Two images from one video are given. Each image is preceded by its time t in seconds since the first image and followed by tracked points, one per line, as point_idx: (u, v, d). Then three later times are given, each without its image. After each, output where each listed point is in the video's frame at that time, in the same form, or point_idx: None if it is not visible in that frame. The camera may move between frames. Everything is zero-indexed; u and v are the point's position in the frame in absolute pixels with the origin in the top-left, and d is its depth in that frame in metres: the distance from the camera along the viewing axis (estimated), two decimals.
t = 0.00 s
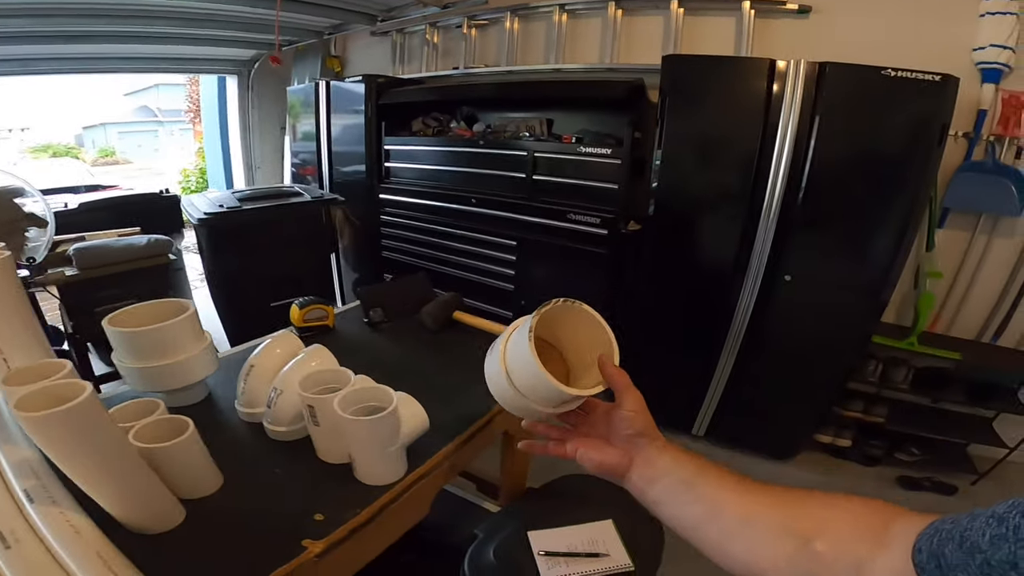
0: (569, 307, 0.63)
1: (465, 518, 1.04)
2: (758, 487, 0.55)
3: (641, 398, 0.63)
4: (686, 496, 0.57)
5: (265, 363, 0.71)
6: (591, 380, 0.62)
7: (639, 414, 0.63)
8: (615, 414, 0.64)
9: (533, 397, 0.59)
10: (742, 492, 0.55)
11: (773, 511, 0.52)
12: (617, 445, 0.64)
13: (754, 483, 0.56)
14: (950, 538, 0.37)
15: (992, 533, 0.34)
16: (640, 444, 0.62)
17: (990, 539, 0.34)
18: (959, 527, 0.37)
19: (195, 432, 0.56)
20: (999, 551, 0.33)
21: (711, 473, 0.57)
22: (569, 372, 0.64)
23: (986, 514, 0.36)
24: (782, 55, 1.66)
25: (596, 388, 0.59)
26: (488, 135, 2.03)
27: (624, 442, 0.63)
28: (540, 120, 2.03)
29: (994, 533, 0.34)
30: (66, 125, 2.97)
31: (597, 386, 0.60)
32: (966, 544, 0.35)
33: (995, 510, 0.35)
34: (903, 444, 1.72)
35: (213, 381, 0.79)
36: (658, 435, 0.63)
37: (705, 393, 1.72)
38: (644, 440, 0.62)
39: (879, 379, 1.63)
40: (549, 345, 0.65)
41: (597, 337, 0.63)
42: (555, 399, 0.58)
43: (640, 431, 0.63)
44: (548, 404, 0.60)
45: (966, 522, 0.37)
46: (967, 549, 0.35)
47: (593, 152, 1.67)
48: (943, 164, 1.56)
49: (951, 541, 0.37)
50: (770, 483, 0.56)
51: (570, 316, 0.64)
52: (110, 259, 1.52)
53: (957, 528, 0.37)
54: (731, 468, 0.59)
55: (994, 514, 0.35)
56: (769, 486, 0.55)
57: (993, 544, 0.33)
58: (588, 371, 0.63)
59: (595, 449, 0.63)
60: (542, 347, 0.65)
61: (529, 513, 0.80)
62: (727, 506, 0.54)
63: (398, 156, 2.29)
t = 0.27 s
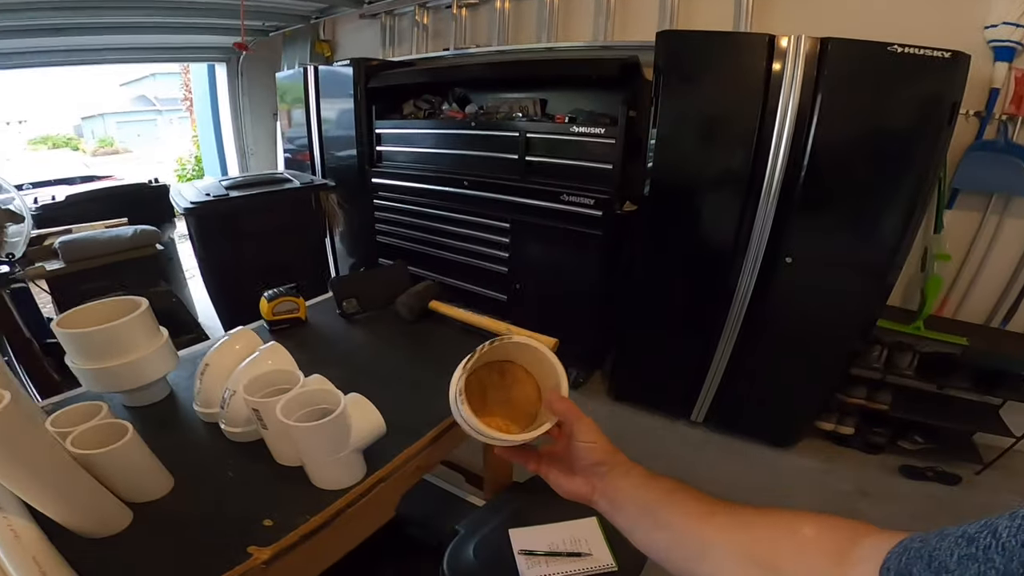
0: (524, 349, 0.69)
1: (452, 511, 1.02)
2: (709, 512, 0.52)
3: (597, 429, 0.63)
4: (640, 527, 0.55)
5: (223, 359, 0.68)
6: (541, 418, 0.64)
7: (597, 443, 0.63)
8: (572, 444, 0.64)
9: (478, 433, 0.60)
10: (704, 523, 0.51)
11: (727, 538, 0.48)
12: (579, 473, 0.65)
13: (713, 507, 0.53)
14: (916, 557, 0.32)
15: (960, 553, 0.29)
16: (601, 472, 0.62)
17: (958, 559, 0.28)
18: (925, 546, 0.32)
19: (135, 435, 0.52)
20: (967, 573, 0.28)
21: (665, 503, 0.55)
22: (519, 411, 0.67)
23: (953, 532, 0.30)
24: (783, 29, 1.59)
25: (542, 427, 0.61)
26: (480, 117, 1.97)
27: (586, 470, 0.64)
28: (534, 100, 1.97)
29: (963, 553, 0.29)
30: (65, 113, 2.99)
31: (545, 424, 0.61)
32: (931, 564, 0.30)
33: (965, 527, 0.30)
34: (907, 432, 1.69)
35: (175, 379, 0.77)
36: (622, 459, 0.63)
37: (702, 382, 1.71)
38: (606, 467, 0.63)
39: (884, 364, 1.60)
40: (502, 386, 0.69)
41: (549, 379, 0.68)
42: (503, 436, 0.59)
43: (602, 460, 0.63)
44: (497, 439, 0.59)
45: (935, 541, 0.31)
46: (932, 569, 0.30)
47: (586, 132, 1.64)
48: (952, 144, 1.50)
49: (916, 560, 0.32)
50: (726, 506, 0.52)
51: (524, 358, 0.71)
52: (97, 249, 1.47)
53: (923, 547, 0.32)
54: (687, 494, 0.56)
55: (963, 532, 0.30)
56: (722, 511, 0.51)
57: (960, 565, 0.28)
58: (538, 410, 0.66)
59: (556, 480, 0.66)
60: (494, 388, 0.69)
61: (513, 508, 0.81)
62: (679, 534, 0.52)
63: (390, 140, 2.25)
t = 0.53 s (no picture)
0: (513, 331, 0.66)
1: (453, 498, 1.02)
2: (691, 496, 0.56)
3: (590, 416, 0.64)
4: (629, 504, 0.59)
5: (202, 345, 0.68)
6: (536, 401, 0.62)
7: (588, 429, 0.63)
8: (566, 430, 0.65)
9: (474, 419, 0.59)
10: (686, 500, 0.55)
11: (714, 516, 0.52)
12: (573, 458, 0.67)
13: (693, 492, 0.56)
14: (900, 532, 0.33)
15: (944, 531, 0.30)
16: (595, 458, 0.64)
17: (943, 537, 0.29)
18: (910, 522, 0.33)
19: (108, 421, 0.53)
20: (950, 549, 0.29)
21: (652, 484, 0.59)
22: (517, 394, 0.65)
23: (940, 509, 0.31)
24: None
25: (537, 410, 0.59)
26: (494, 97, 1.92)
27: (578, 455, 0.66)
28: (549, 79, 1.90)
29: (947, 531, 0.29)
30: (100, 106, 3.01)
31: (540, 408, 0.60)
32: (916, 540, 0.31)
33: (950, 505, 0.31)
34: (940, 427, 1.59)
35: (164, 365, 0.78)
36: (615, 443, 0.64)
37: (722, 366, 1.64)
38: (599, 453, 0.64)
39: (919, 354, 1.50)
40: (499, 370, 0.67)
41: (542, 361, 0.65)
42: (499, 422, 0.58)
43: (595, 446, 0.63)
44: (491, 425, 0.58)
45: (918, 517, 0.33)
46: (915, 545, 0.31)
47: (601, 111, 1.57)
48: (997, 124, 1.39)
49: (900, 536, 0.33)
50: (712, 490, 0.55)
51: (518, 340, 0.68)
52: (119, 235, 1.47)
53: (908, 522, 0.33)
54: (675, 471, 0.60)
55: (948, 510, 0.31)
56: (711, 492, 0.55)
57: (945, 543, 0.29)
58: (534, 392, 0.64)
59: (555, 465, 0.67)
60: (491, 372, 0.67)
61: (508, 502, 0.86)
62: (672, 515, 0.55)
63: (403, 123, 2.22)
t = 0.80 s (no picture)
0: (527, 310, 0.63)
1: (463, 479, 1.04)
2: (692, 472, 0.54)
3: (608, 397, 0.63)
4: (635, 482, 0.58)
5: (200, 326, 0.69)
6: (552, 379, 0.60)
7: (607, 410, 0.63)
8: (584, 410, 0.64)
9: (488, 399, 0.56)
10: (683, 478, 0.54)
11: (712, 493, 0.51)
12: (588, 440, 0.66)
13: (693, 468, 0.55)
14: (896, 512, 0.32)
15: (942, 513, 0.29)
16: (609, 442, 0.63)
17: (940, 519, 0.29)
18: (906, 501, 0.32)
19: (102, 398, 0.55)
20: (946, 533, 0.28)
21: (659, 462, 0.57)
22: (531, 373, 0.62)
23: (937, 489, 0.30)
24: None
25: (555, 387, 0.58)
26: (513, 73, 1.86)
27: (594, 437, 0.65)
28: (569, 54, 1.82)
29: (945, 514, 0.28)
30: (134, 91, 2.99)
31: (558, 385, 0.58)
32: (913, 521, 0.30)
33: (948, 485, 0.30)
34: (978, 419, 1.50)
35: (169, 345, 0.82)
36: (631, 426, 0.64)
37: (750, 348, 1.57)
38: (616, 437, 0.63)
39: (962, 342, 1.41)
40: (512, 349, 0.64)
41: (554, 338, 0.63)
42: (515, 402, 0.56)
43: (612, 428, 0.63)
44: (505, 405, 0.55)
45: (918, 496, 0.32)
46: (913, 527, 0.30)
47: (622, 86, 1.50)
48: None
49: (896, 515, 0.32)
50: (709, 469, 0.54)
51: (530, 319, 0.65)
52: (149, 215, 1.51)
53: (905, 502, 0.32)
54: (679, 450, 0.59)
55: (946, 490, 0.30)
56: (707, 469, 0.54)
57: (942, 526, 0.28)
58: (548, 370, 0.62)
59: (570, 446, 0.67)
60: (504, 352, 0.64)
61: (512, 487, 0.86)
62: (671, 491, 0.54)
63: (422, 102, 2.20)
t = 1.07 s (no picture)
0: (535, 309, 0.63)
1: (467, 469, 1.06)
2: (689, 466, 0.55)
3: (611, 393, 0.62)
4: (629, 476, 0.59)
5: (210, 317, 0.72)
6: (561, 377, 0.60)
7: (609, 406, 0.63)
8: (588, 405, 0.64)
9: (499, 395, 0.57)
10: (677, 473, 0.55)
11: (703, 489, 0.51)
12: (592, 434, 0.67)
13: (695, 461, 0.55)
14: (876, 516, 0.31)
15: (918, 520, 0.27)
16: (611, 437, 0.64)
17: (916, 527, 0.27)
18: (887, 506, 0.31)
19: (116, 386, 0.58)
20: (920, 541, 0.27)
21: (655, 455, 0.58)
22: (541, 369, 0.61)
23: (919, 495, 0.29)
24: None
25: (563, 387, 0.58)
26: (523, 67, 1.86)
27: (597, 432, 0.65)
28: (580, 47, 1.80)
29: (921, 522, 0.27)
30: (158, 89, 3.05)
31: (564, 382, 0.59)
32: (890, 527, 0.29)
33: (931, 492, 0.29)
34: (997, 417, 1.46)
35: (182, 334, 0.85)
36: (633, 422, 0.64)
37: (762, 343, 1.56)
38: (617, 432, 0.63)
39: (981, 337, 1.39)
40: (524, 345, 0.63)
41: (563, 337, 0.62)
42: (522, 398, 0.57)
43: (615, 424, 0.63)
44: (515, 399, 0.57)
45: (899, 502, 0.30)
46: (889, 533, 0.29)
47: (630, 78, 1.49)
48: None
49: (875, 520, 0.31)
50: (706, 463, 0.54)
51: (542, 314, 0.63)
52: (167, 211, 1.53)
53: (885, 507, 0.31)
54: (677, 445, 0.60)
55: (927, 497, 0.28)
56: (704, 463, 0.54)
57: (916, 534, 0.27)
58: (558, 367, 0.61)
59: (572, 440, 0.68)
60: (516, 348, 0.62)
61: (513, 477, 0.88)
62: (665, 486, 0.55)
63: (433, 96, 2.21)
